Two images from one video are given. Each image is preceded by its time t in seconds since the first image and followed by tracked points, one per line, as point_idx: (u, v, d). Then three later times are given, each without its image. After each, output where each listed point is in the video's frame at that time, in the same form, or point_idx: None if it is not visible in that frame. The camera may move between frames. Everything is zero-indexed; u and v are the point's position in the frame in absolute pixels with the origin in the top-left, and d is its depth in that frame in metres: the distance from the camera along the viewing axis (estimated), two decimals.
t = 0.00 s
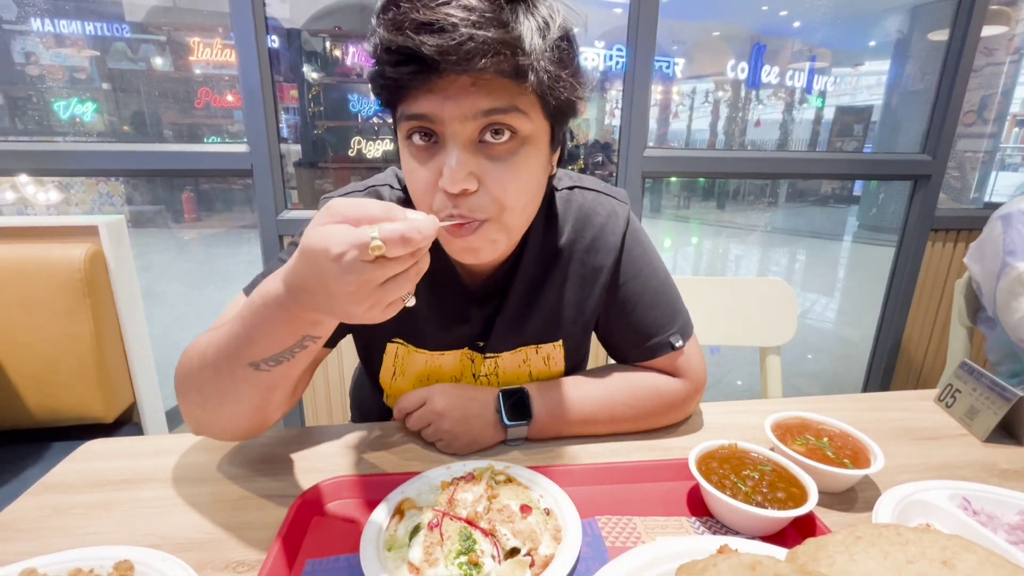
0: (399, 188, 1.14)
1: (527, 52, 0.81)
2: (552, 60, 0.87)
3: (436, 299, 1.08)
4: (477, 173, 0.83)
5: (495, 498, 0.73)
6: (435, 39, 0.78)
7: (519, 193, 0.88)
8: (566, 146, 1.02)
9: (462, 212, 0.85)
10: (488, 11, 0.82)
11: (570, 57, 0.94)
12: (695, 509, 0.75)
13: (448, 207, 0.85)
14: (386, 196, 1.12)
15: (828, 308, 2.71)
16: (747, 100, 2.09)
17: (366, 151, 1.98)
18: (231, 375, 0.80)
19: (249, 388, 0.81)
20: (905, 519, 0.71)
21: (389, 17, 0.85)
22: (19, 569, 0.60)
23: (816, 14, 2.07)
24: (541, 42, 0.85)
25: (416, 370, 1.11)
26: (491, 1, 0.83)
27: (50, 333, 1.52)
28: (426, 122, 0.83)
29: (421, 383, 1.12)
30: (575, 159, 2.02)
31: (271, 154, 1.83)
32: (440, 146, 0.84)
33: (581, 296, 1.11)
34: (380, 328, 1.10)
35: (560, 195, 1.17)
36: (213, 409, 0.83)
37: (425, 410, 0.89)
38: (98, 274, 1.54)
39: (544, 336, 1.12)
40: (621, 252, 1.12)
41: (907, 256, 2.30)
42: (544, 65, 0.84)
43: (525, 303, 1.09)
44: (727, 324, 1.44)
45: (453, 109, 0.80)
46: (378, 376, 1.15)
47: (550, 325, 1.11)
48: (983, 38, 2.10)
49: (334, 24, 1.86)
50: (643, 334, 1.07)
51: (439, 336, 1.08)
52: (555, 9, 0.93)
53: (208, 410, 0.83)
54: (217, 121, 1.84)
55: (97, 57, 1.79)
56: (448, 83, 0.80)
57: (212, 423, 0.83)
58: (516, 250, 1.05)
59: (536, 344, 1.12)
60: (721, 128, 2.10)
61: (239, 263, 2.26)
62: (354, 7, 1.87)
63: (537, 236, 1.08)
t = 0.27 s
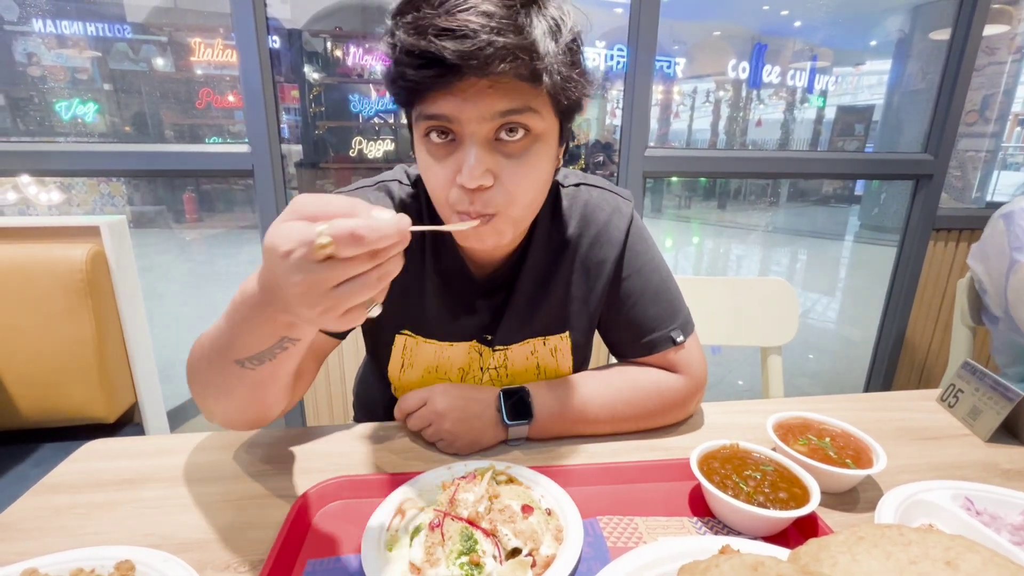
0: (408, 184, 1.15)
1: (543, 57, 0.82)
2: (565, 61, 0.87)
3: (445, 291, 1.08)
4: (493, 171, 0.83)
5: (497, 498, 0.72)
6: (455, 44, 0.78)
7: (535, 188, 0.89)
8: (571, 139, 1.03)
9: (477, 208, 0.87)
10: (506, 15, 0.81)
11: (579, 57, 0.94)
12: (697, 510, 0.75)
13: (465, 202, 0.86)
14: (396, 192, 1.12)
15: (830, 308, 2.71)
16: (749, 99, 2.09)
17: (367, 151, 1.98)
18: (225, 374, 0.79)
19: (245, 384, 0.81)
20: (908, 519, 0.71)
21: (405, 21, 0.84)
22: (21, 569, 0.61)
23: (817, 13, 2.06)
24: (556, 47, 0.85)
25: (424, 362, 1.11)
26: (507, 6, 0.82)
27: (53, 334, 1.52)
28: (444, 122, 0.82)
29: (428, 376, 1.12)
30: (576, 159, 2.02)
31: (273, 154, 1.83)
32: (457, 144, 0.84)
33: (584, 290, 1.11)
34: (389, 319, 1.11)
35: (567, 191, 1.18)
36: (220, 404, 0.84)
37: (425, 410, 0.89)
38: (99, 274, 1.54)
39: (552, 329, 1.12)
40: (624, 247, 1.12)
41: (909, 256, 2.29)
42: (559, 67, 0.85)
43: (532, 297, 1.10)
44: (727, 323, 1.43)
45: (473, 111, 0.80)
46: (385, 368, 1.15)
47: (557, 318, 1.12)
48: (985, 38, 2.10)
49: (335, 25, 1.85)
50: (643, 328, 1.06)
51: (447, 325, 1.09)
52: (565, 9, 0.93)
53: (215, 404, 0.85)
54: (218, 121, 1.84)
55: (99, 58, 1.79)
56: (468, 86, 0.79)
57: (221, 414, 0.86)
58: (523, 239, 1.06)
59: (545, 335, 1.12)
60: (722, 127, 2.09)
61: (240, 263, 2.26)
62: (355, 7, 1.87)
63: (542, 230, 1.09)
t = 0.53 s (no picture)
0: (412, 182, 1.15)
1: (559, 55, 0.83)
2: (577, 63, 0.88)
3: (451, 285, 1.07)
4: (505, 164, 0.83)
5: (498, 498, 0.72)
6: (473, 35, 0.78)
7: (545, 182, 0.90)
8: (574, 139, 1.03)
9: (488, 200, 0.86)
10: (523, 12, 0.82)
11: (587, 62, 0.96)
12: (698, 510, 0.75)
13: (476, 195, 0.86)
14: (400, 190, 1.12)
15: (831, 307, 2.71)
16: (749, 99, 2.08)
17: (368, 151, 1.98)
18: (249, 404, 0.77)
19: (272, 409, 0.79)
20: (909, 519, 0.71)
21: (424, 15, 0.84)
22: (22, 569, 0.61)
23: (818, 13, 2.06)
24: (570, 47, 0.86)
25: (428, 355, 1.12)
26: (524, 5, 0.83)
27: (54, 334, 1.52)
28: (458, 113, 0.82)
29: (432, 368, 1.13)
30: (576, 159, 2.02)
31: (273, 154, 1.83)
32: (469, 136, 0.84)
33: (587, 287, 1.11)
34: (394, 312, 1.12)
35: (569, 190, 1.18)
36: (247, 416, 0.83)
37: (425, 410, 0.89)
38: (101, 274, 1.54)
39: (555, 323, 1.13)
40: (626, 245, 1.12)
41: (910, 256, 2.29)
42: (571, 68, 0.86)
43: (536, 293, 1.10)
44: (728, 322, 1.43)
45: (487, 103, 0.80)
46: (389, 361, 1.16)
47: (559, 313, 1.13)
48: (986, 37, 2.09)
49: (336, 25, 1.85)
50: (644, 325, 1.06)
51: (449, 317, 1.10)
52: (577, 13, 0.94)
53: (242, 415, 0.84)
54: (219, 122, 1.84)
55: (99, 58, 1.79)
56: (484, 78, 0.79)
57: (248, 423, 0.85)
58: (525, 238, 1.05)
59: (547, 330, 1.13)
60: (723, 127, 2.09)
61: (240, 263, 2.26)
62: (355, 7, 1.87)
63: (546, 227, 1.09)
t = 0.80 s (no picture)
0: (406, 185, 1.14)
1: (556, 57, 0.83)
2: (571, 64, 0.88)
3: (448, 285, 1.07)
4: (502, 161, 0.84)
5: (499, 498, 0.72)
6: (473, 34, 0.78)
7: (541, 179, 0.90)
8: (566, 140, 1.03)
9: (485, 195, 0.86)
10: (521, 12, 0.82)
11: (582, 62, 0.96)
12: (700, 509, 0.75)
13: (474, 191, 0.86)
14: (394, 194, 1.11)
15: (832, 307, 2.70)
16: (750, 98, 2.08)
17: (368, 151, 1.98)
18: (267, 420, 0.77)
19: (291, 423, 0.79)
20: (911, 519, 0.70)
21: (422, 12, 0.83)
22: (24, 569, 0.61)
23: (819, 12, 2.06)
24: (565, 49, 0.86)
25: (427, 355, 1.12)
26: (522, 5, 0.83)
27: (55, 334, 1.53)
28: (456, 110, 0.83)
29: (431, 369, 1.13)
30: (577, 158, 2.02)
31: (274, 154, 1.83)
32: (467, 133, 0.85)
33: (586, 287, 1.11)
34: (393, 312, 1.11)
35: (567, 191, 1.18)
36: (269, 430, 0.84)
37: (426, 410, 0.88)
38: (102, 274, 1.55)
39: (554, 323, 1.12)
40: (623, 244, 1.12)
41: (911, 256, 2.29)
42: (565, 68, 0.86)
43: (534, 292, 1.10)
44: (730, 322, 1.43)
45: (485, 100, 0.81)
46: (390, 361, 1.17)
47: (558, 312, 1.12)
48: (988, 36, 2.09)
49: (336, 24, 1.85)
50: (641, 324, 1.06)
51: (448, 315, 1.08)
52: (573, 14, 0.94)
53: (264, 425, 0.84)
54: (220, 121, 1.85)
55: (100, 58, 1.79)
56: (482, 76, 0.80)
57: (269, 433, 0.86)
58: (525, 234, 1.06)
59: (546, 330, 1.12)
60: (724, 126, 2.09)
61: (241, 263, 2.26)
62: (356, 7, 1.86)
63: (543, 227, 1.09)
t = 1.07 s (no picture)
0: (397, 190, 1.14)
1: (550, 71, 0.82)
2: (567, 76, 0.88)
3: (439, 288, 1.07)
4: (494, 173, 0.85)
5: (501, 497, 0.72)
6: (466, 46, 0.77)
7: (532, 191, 0.91)
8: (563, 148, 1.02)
9: (476, 206, 0.87)
10: (516, 24, 0.81)
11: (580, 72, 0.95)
12: (701, 509, 0.75)
13: (465, 201, 0.87)
14: (385, 200, 1.12)
15: (834, 307, 2.70)
16: (752, 98, 2.08)
17: (370, 151, 1.99)
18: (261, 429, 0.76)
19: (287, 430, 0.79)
20: (912, 519, 0.70)
21: (416, 21, 0.83)
22: (28, 568, 0.61)
23: (821, 11, 2.05)
24: (560, 61, 0.85)
25: (419, 360, 1.11)
26: (517, 16, 0.82)
27: (59, 334, 1.53)
28: (449, 121, 0.83)
29: (424, 373, 1.12)
30: (578, 158, 2.02)
31: (277, 154, 1.84)
32: (459, 144, 0.85)
33: (580, 291, 1.11)
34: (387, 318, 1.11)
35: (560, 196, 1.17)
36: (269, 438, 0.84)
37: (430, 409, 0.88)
38: (105, 273, 1.55)
39: (548, 327, 1.12)
40: (618, 248, 1.12)
41: (914, 255, 2.28)
42: (561, 81, 0.85)
43: (528, 296, 1.09)
44: (729, 323, 1.43)
45: (478, 112, 0.81)
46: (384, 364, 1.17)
47: (552, 316, 1.12)
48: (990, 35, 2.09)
49: (338, 24, 1.85)
50: (641, 327, 1.07)
51: (441, 322, 1.09)
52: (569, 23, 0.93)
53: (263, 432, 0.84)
54: (222, 122, 1.85)
55: (102, 58, 1.79)
56: (475, 88, 0.80)
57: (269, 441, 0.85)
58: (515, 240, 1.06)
59: (539, 334, 1.12)
60: (725, 126, 2.09)
61: (243, 263, 2.26)
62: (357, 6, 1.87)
63: (536, 232, 1.08)
